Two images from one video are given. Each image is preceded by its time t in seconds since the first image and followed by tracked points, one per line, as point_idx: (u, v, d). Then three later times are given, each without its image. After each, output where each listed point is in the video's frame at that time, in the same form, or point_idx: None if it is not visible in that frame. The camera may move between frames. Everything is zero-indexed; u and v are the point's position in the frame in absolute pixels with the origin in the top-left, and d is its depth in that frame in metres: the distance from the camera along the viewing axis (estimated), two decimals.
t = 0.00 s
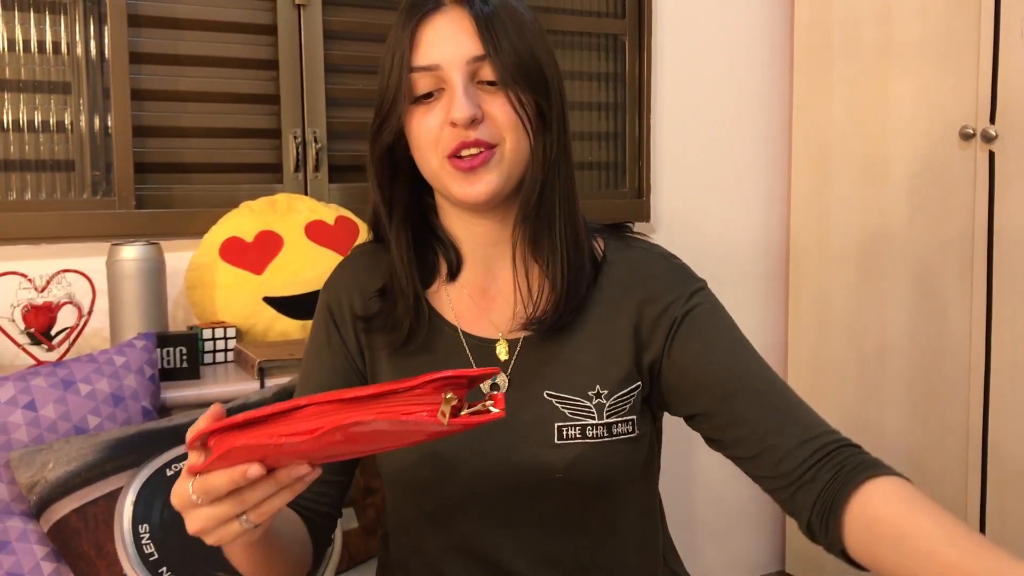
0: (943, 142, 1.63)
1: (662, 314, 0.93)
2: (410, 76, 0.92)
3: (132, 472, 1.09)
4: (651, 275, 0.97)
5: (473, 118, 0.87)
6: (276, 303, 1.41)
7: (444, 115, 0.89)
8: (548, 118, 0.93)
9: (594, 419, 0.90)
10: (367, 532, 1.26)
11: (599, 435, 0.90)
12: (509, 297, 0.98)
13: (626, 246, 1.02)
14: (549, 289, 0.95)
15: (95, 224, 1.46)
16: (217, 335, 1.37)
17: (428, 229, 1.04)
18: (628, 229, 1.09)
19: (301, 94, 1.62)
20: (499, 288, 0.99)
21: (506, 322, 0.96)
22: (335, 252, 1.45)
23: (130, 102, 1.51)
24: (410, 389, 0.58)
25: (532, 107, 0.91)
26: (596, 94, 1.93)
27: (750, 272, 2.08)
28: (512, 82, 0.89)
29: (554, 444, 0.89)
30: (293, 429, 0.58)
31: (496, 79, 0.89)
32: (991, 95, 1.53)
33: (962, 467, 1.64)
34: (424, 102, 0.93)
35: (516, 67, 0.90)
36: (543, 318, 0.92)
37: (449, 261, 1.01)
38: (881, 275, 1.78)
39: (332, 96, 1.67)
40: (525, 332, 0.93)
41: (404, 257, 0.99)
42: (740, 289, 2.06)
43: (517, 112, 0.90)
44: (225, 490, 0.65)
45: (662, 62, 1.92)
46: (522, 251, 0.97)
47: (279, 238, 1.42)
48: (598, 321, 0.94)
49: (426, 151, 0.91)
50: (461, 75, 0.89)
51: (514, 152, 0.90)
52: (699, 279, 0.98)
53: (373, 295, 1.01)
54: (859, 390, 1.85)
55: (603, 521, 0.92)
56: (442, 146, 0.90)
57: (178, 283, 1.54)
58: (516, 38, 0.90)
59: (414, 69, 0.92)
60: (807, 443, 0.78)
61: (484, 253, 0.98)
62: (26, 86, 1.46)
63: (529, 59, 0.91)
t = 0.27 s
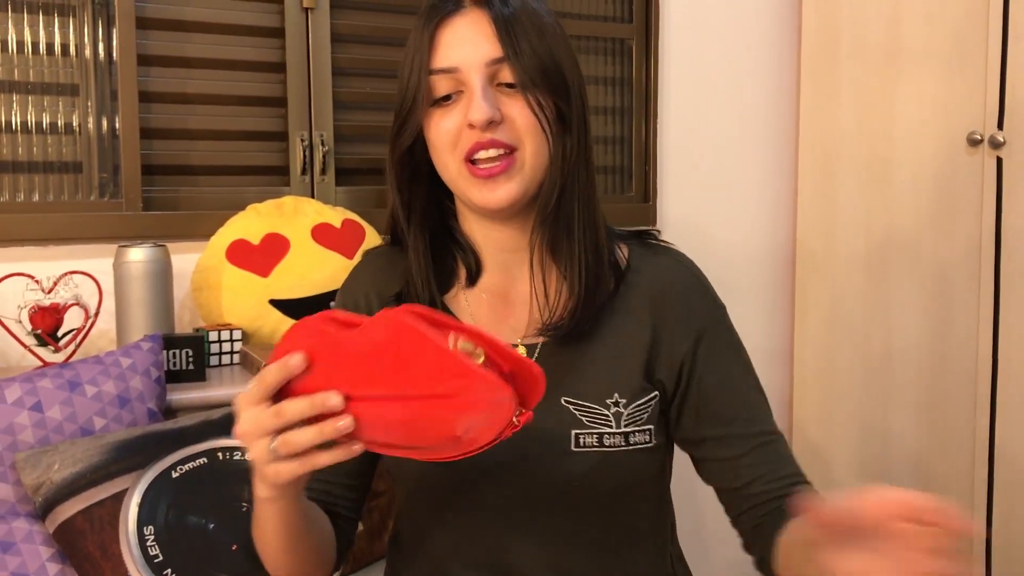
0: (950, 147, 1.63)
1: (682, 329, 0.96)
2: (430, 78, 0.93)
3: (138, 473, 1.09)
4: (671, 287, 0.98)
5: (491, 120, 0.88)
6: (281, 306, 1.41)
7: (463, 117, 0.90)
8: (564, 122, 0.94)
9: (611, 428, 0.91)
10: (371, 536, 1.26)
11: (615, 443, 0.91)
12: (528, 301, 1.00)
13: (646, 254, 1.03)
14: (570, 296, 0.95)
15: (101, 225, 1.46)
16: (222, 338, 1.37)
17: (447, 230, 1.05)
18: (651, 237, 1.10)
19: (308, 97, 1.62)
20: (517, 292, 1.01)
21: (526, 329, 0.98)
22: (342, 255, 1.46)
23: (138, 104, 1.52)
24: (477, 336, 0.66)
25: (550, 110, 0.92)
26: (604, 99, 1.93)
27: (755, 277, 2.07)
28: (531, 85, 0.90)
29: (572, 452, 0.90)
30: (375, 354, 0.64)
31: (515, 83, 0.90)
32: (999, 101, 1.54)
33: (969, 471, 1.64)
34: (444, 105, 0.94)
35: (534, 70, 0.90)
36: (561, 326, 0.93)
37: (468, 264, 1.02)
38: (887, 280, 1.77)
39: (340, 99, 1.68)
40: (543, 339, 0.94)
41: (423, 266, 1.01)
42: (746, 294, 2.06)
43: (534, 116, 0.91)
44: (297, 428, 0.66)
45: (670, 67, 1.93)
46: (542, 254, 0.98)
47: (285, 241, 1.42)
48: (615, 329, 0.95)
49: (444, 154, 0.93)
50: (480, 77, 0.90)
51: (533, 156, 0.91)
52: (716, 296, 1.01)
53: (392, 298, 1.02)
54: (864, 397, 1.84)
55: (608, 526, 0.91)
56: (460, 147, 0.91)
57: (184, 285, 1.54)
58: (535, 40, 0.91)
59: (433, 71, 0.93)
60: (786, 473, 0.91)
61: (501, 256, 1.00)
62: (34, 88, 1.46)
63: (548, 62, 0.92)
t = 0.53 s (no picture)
0: (955, 158, 1.63)
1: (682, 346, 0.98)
2: (467, 94, 0.91)
3: (140, 480, 1.09)
4: (682, 299, 1.02)
5: (530, 142, 0.86)
6: (285, 312, 1.41)
7: (499, 136, 0.89)
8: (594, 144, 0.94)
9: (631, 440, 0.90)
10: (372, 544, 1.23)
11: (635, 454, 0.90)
12: (545, 313, 1.01)
13: (657, 266, 1.06)
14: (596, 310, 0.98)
15: (107, 231, 1.46)
16: (226, 343, 1.37)
17: (466, 241, 1.03)
18: (661, 248, 1.12)
19: (313, 104, 1.63)
20: (535, 305, 1.01)
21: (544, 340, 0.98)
22: (345, 261, 1.46)
23: (143, 110, 1.52)
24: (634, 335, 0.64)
25: (584, 129, 0.92)
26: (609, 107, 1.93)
27: (759, 286, 2.07)
28: (569, 109, 0.90)
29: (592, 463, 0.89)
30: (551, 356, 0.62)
31: (554, 103, 0.90)
32: (1004, 112, 1.54)
33: (973, 483, 1.64)
34: (479, 122, 0.92)
35: (572, 94, 0.91)
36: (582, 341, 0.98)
37: (486, 275, 1.01)
38: (892, 290, 1.76)
39: (345, 106, 1.68)
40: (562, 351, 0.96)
41: (445, 274, 1.00)
42: (749, 303, 2.05)
43: (569, 137, 0.91)
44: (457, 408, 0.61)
45: (675, 76, 1.93)
46: (566, 268, 1.00)
47: (289, 247, 1.42)
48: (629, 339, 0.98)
49: (476, 171, 0.91)
50: (518, 97, 0.89)
51: (566, 174, 0.91)
52: (717, 318, 1.02)
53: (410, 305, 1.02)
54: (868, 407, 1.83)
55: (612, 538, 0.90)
56: (494, 167, 0.89)
57: (188, 290, 1.54)
58: (570, 59, 0.92)
59: (470, 88, 0.91)
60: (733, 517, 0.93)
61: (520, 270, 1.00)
62: (41, 93, 1.47)
63: (582, 86, 0.92)
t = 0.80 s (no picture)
0: (958, 168, 1.63)
1: (684, 355, 0.99)
2: (481, 102, 0.90)
3: (136, 485, 1.08)
4: (686, 309, 1.01)
5: (542, 153, 0.86)
6: (285, 317, 1.40)
7: (512, 145, 0.88)
8: (605, 157, 0.94)
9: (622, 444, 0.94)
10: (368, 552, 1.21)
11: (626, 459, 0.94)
12: (546, 320, 1.00)
13: (661, 275, 1.05)
14: (597, 319, 0.97)
15: (107, 234, 1.46)
16: (225, 348, 1.37)
17: (472, 245, 1.04)
18: (666, 258, 1.11)
19: (315, 109, 1.62)
20: (537, 311, 1.00)
21: (545, 347, 0.98)
22: (345, 267, 1.45)
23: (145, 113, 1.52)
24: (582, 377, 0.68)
25: (596, 141, 0.92)
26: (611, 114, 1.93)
27: (759, 295, 2.06)
28: (583, 122, 0.90)
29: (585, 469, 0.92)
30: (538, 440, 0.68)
31: (568, 114, 0.90)
32: (1009, 124, 1.54)
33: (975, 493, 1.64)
34: (491, 130, 0.91)
35: (586, 107, 0.90)
36: (582, 349, 0.97)
37: (490, 279, 1.01)
38: (893, 300, 1.76)
39: (347, 111, 1.68)
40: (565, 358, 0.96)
41: (450, 278, 1.00)
42: (750, 311, 2.05)
43: (581, 150, 0.91)
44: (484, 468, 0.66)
45: (678, 83, 1.92)
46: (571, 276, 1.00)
47: (290, 252, 1.42)
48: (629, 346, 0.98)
49: (485, 178, 0.91)
50: (532, 108, 0.89)
51: (576, 186, 0.91)
52: (720, 329, 1.03)
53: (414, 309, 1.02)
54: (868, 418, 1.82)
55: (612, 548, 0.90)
56: (505, 175, 0.89)
57: (187, 294, 1.54)
58: (585, 72, 0.91)
59: (484, 96, 0.90)
60: (733, 524, 0.96)
61: (525, 276, 0.99)
62: (42, 95, 1.46)
63: (596, 99, 0.92)
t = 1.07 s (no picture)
0: (959, 172, 1.63)
1: (684, 358, 0.98)
2: (484, 102, 0.89)
3: (128, 484, 1.07)
4: (686, 312, 1.01)
5: (546, 155, 0.85)
6: (280, 316, 1.39)
7: (514, 147, 0.87)
8: (608, 161, 0.93)
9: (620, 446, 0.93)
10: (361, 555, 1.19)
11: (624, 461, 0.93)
12: (545, 320, 0.99)
13: (661, 277, 1.04)
14: (598, 322, 0.96)
15: (101, 231, 1.44)
16: (220, 347, 1.35)
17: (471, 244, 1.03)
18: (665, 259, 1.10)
19: (313, 107, 1.61)
20: (536, 312, 0.99)
21: (544, 348, 0.96)
22: (342, 266, 1.44)
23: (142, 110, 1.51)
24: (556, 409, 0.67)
25: (600, 144, 0.91)
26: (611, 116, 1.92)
27: (758, 299, 2.05)
28: (587, 125, 0.89)
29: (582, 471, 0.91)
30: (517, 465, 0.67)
31: (572, 117, 0.89)
32: (1010, 129, 1.54)
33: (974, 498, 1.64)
34: (494, 130, 0.90)
35: (590, 110, 0.89)
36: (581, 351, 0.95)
37: (489, 279, 1.00)
38: (892, 304, 1.75)
39: (345, 109, 1.67)
40: (564, 359, 0.95)
41: (449, 278, 0.99)
42: (749, 315, 2.04)
43: (584, 153, 0.90)
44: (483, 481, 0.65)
45: (679, 86, 1.92)
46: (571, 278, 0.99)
47: (286, 250, 1.41)
48: (631, 348, 0.96)
49: (486, 179, 0.90)
50: (536, 110, 0.88)
51: (579, 189, 0.90)
52: (720, 329, 1.03)
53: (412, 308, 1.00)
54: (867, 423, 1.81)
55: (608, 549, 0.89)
56: (506, 177, 0.88)
57: (182, 293, 1.53)
58: (591, 74, 0.90)
59: (488, 97, 0.89)
60: (732, 524, 0.95)
61: (524, 276, 0.99)
62: (38, 91, 1.45)
63: (600, 101, 0.90)
